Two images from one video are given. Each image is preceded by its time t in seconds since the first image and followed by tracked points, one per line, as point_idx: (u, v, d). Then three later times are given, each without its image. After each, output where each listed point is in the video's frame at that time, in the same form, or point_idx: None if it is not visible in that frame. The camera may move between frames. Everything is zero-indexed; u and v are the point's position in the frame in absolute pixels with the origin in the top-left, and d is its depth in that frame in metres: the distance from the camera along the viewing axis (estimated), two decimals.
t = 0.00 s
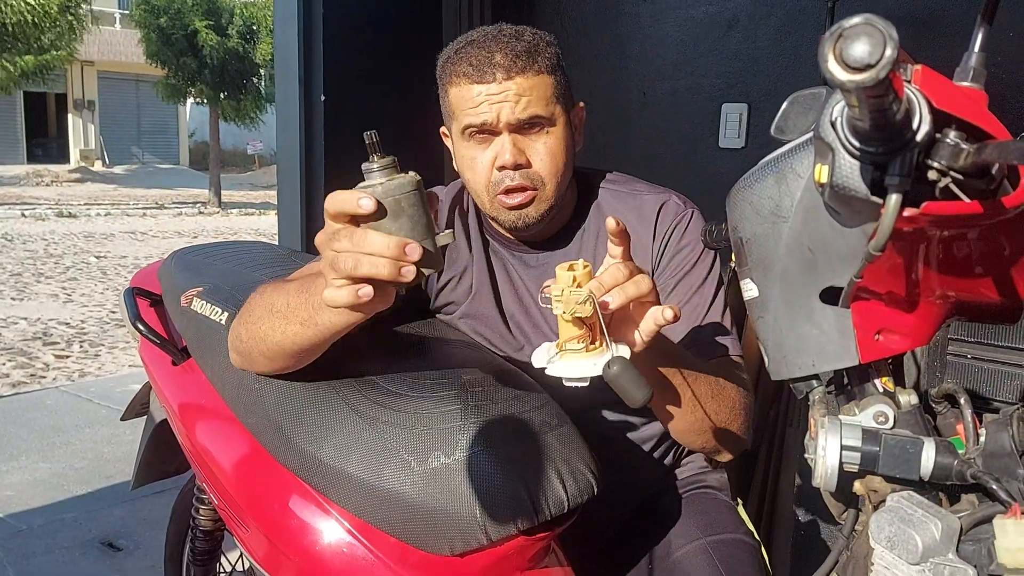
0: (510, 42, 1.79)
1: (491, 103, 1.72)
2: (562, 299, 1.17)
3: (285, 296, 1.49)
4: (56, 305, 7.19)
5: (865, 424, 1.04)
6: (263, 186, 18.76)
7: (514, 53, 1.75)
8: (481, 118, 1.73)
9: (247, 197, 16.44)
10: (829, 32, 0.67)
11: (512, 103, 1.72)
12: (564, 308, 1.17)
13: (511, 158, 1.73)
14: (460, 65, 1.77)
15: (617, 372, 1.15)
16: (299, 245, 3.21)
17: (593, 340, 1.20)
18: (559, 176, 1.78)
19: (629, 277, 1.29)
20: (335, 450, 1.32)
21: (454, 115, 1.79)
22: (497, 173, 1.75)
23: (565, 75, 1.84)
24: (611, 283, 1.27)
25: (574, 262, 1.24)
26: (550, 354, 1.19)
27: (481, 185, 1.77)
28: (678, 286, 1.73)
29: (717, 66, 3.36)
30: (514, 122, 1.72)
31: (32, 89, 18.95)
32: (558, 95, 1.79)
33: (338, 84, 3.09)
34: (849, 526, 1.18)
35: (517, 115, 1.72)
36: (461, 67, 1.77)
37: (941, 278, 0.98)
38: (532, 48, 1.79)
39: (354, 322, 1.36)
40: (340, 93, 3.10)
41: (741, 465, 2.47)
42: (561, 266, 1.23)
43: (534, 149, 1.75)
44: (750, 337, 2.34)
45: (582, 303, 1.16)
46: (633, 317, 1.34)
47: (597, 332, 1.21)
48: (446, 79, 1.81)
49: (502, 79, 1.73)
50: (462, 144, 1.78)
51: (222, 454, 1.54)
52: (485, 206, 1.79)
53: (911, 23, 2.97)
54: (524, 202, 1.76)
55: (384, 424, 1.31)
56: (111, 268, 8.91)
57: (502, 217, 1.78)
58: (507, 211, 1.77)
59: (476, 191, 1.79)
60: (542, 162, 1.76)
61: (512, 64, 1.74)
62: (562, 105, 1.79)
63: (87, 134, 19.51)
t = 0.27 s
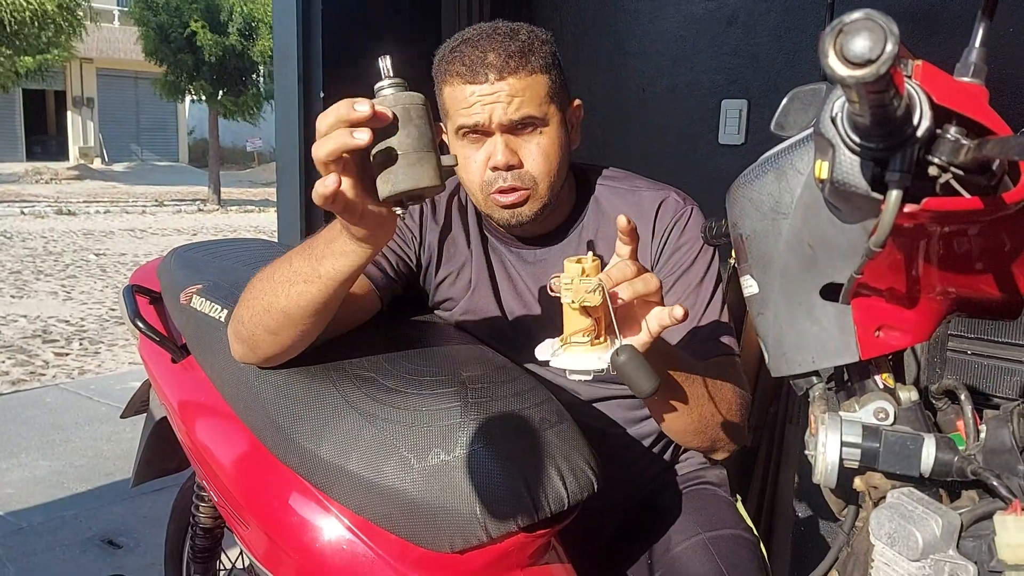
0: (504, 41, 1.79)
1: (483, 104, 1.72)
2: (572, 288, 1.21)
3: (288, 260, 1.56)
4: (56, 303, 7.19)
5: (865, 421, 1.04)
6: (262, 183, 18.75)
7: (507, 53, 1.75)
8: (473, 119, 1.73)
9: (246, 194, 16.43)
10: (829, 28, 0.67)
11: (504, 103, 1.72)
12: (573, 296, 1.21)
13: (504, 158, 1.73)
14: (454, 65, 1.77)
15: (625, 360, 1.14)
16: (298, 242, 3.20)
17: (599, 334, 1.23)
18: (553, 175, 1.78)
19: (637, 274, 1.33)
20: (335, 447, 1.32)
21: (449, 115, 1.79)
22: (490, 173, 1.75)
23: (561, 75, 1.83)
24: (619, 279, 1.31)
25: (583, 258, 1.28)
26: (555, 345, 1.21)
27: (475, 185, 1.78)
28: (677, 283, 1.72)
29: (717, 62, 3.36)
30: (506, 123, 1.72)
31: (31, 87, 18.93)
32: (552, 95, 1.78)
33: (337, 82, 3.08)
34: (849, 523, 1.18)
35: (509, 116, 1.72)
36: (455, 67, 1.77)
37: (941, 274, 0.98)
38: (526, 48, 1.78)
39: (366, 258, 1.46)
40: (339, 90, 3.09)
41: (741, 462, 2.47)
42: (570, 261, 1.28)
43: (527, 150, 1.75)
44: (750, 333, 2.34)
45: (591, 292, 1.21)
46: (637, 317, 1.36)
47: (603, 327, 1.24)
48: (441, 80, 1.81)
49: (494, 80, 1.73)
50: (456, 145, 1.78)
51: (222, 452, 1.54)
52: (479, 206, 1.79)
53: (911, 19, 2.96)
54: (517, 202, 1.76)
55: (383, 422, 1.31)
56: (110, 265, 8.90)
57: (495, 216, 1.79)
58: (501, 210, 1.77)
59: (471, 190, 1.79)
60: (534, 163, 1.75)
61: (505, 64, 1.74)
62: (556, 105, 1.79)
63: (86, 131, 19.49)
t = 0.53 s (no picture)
0: (503, 38, 1.79)
1: (482, 101, 1.72)
2: (580, 294, 1.18)
3: (284, 267, 1.54)
4: (54, 300, 7.18)
5: (864, 418, 1.04)
6: (261, 181, 18.74)
7: (506, 50, 1.75)
8: (472, 116, 1.73)
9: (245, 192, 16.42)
10: (828, 24, 0.67)
11: (504, 100, 1.72)
12: (582, 302, 1.18)
13: (503, 155, 1.73)
14: (453, 62, 1.77)
15: (633, 367, 1.17)
16: (297, 239, 3.21)
17: (605, 339, 1.21)
18: (553, 172, 1.78)
19: (643, 279, 1.32)
20: (335, 445, 1.32)
21: (448, 113, 1.79)
22: (490, 170, 1.75)
23: (560, 72, 1.83)
24: (626, 283, 1.29)
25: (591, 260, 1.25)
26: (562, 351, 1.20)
27: (475, 182, 1.78)
28: (676, 283, 1.72)
29: (716, 60, 3.35)
30: (505, 120, 1.72)
31: (29, 84, 18.90)
32: (551, 92, 1.78)
33: (336, 79, 3.07)
34: (848, 520, 1.18)
35: (508, 113, 1.72)
36: (453, 64, 1.77)
37: (940, 271, 0.98)
38: (525, 45, 1.79)
39: (362, 268, 1.46)
40: (338, 87, 3.09)
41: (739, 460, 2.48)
42: (576, 262, 1.25)
43: (526, 146, 1.75)
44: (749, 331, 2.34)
45: (599, 298, 1.17)
46: (644, 321, 1.34)
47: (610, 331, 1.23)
48: (440, 77, 1.81)
49: (494, 77, 1.73)
50: (456, 142, 1.78)
51: (221, 449, 1.54)
52: (478, 203, 1.79)
53: (911, 16, 2.96)
54: (517, 200, 1.76)
55: (382, 419, 1.31)
56: (109, 263, 8.90)
57: (495, 213, 1.78)
58: (500, 208, 1.77)
59: (470, 187, 1.79)
60: (534, 160, 1.76)
61: (504, 61, 1.74)
62: (556, 102, 1.79)
63: (85, 129, 19.47)
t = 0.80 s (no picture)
0: (502, 38, 1.79)
1: (481, 100, 1.72)
2: (581, 317, 1.13)
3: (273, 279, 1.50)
4: (53, 298, 7.18)
5: (861, 415, 1.04)
6: (261, 178, 18.73)
7: (505, 49, 1.75)
8: (471, 115, 1.73)
9: (244, 189, 16.42)
10: (825, 24, 0.67)
11: (502, 99, 1.72)
12: (581, 326, 1.12)
13: (502, 155, 1.73)
14: (452, 61, 1.77)
15: (629, 397, 1.14)
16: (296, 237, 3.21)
17: (604, 359, 1.16)
18: (551, 171, 1.78)
19: (644, 302, 1.30)
20: (334, 442, 1.32)
21: (447, 112, 1.79)
22: (489, 169, 1.75)
23: (558, 70, 1.84)
24: (627, 305, 1.28)
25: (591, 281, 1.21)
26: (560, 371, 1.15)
27: (473, 181, 1.78)
28: (674, 284, 1.72)
29: (715, 58, 3.36)
30: (504, 120, 1.72)
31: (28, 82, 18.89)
32: (550, 91, 1.78)
33: (335, 77, 3.07)
34: (845, 517, 1.18)
35: (507, 112, 1.72)
36: (452, 63, 1.77)
37: (937, 269, 0.98)
38: (524, 44, 1.79)
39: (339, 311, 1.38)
40: (337, 85, 3.09)
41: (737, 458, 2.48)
42: (578, 283, 1.20)
43: (525, 145, 1.75)
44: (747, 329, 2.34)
45: (599, 323, 1.13)
46: (644, 341, 1.34)
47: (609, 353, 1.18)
48: (439, 76, 1.81)
49: (493, 76, 1.73)
50: (454, 141, 1.78)
51: (221, 447, 1.54)
52: (477, 202, 1.79)
53: (909, 13, 2.97)
54: (516, 199, 1.76)
55: (381, 417, 1.32)
56: (108, 260, 8.90)
57: (494, 212, 1.79)
58: (499, 207, 1.77)
59: (468, 186, 1.79)
60: (533, 159, 1.76)
61: (503, 60, 1.74)
62: (554, 102, 1.79)
63: (84, 127, 19.46)
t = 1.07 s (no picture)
0: (499, 38, 1.78)
1: (479, 100, 1.71)
2: (579, 331, 1.13)
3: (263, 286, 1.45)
4: (52, 298, 7.18)
5: (857, 415, 1.04)
6: (259, 178, 18.72)
7: (501, 49, 1.75)
8: (468, 115, 1.72)
9: (242, 189, 16.41)
10: (819, 24, 0.67)
11: (500, 99, 1.71)
12: (579, 340, 1.12)
13: (500, 154, 1.72)
14: (448, 61, 1.76)
15: (626, 412, 1.14)
16: (293, 237, 3.21)
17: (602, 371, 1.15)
18: (549, 171, 1.78)
19: (642, 316, 1.29)
20: (330, 443, 1.32)
21: (443, 112, 1.79)
22: (486, 169, 1.74)
23: (555, 70, 1.83)
24: (624, 319, 1.27)
25: (590, 295, 1.21)
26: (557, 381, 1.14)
27: (470, 181, 1.77)
28: (671, 286, 1.72)
29: (712, 57, 3.35)
30: (502, 119, 1.72)
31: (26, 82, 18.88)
32: (547, 91, 1.78)
33: (332, 77, 3.07)
34: (842, 517, 1.18)
35: (504, 112, 1.72)
36: (448, 63, 1.77)
37: (932, 268, 0.98)
38: (520, 44, 1.79)
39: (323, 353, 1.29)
40: (334, 85, 3.09)
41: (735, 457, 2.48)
42: (576, 296, 1.20)
43: (523, 145, 1.75)
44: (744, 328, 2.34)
45: (598, 337, 1.12)
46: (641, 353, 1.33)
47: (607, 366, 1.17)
48: (435, 77, 1.81)
49: (490, 76, 1.72)
50: (452, 141, 1.78)
51: (218, 447, 1.54)
52: (474, 202, 1.79)
53: (907, 12, 2.96)
54: (514, 199, 1.76)
55: (378, 419, 1.32)
56: (106, 260, 8.89)
57: (491, 212, 1.78)
58: (497, 207, 1.77)
59: (465, 186, 1.79)
60: (531, 159, 1.75)
61: (500, 60, 1.73)
62: (551, 102, 1.79)
63: (82, 127, 19.45)
